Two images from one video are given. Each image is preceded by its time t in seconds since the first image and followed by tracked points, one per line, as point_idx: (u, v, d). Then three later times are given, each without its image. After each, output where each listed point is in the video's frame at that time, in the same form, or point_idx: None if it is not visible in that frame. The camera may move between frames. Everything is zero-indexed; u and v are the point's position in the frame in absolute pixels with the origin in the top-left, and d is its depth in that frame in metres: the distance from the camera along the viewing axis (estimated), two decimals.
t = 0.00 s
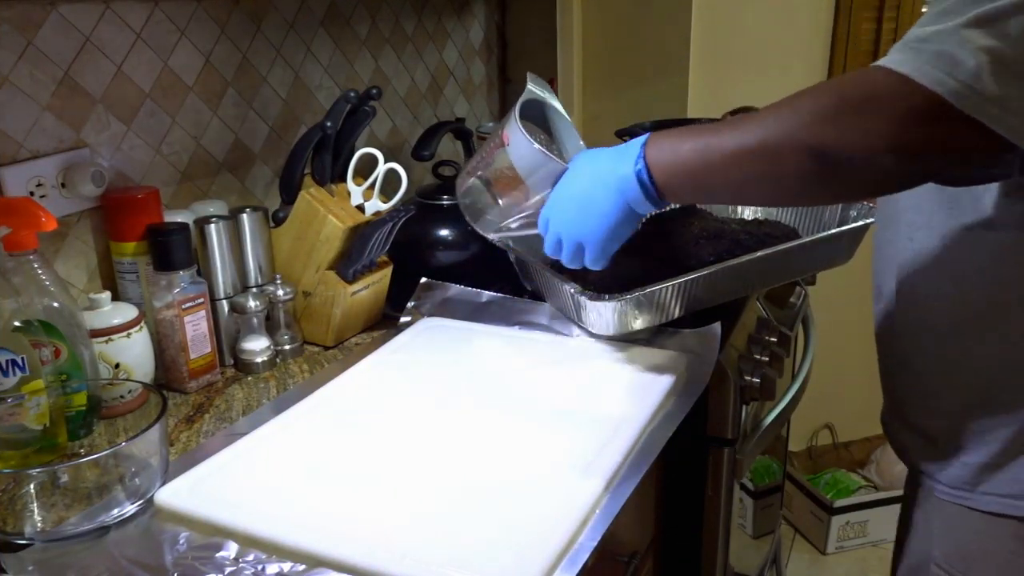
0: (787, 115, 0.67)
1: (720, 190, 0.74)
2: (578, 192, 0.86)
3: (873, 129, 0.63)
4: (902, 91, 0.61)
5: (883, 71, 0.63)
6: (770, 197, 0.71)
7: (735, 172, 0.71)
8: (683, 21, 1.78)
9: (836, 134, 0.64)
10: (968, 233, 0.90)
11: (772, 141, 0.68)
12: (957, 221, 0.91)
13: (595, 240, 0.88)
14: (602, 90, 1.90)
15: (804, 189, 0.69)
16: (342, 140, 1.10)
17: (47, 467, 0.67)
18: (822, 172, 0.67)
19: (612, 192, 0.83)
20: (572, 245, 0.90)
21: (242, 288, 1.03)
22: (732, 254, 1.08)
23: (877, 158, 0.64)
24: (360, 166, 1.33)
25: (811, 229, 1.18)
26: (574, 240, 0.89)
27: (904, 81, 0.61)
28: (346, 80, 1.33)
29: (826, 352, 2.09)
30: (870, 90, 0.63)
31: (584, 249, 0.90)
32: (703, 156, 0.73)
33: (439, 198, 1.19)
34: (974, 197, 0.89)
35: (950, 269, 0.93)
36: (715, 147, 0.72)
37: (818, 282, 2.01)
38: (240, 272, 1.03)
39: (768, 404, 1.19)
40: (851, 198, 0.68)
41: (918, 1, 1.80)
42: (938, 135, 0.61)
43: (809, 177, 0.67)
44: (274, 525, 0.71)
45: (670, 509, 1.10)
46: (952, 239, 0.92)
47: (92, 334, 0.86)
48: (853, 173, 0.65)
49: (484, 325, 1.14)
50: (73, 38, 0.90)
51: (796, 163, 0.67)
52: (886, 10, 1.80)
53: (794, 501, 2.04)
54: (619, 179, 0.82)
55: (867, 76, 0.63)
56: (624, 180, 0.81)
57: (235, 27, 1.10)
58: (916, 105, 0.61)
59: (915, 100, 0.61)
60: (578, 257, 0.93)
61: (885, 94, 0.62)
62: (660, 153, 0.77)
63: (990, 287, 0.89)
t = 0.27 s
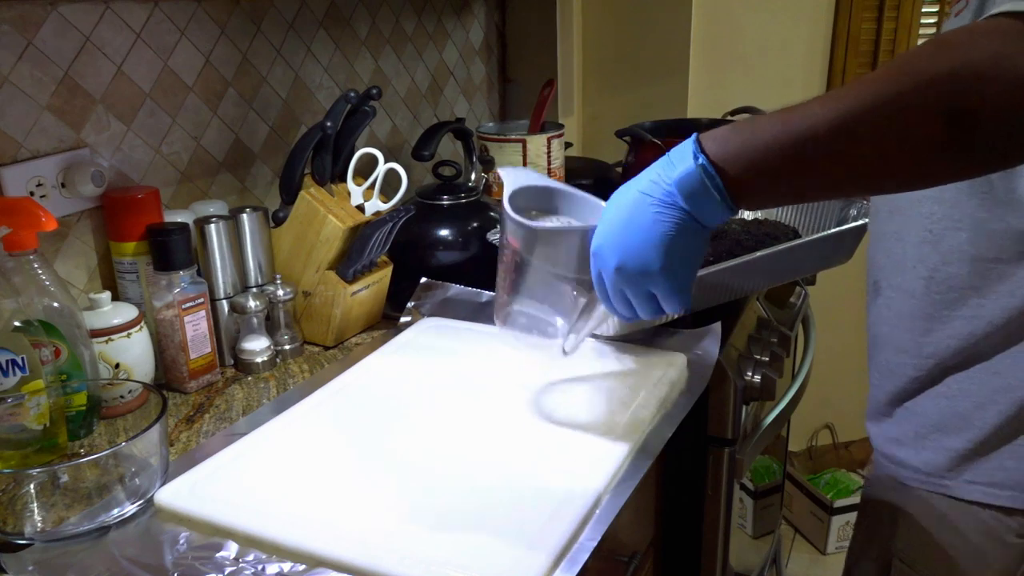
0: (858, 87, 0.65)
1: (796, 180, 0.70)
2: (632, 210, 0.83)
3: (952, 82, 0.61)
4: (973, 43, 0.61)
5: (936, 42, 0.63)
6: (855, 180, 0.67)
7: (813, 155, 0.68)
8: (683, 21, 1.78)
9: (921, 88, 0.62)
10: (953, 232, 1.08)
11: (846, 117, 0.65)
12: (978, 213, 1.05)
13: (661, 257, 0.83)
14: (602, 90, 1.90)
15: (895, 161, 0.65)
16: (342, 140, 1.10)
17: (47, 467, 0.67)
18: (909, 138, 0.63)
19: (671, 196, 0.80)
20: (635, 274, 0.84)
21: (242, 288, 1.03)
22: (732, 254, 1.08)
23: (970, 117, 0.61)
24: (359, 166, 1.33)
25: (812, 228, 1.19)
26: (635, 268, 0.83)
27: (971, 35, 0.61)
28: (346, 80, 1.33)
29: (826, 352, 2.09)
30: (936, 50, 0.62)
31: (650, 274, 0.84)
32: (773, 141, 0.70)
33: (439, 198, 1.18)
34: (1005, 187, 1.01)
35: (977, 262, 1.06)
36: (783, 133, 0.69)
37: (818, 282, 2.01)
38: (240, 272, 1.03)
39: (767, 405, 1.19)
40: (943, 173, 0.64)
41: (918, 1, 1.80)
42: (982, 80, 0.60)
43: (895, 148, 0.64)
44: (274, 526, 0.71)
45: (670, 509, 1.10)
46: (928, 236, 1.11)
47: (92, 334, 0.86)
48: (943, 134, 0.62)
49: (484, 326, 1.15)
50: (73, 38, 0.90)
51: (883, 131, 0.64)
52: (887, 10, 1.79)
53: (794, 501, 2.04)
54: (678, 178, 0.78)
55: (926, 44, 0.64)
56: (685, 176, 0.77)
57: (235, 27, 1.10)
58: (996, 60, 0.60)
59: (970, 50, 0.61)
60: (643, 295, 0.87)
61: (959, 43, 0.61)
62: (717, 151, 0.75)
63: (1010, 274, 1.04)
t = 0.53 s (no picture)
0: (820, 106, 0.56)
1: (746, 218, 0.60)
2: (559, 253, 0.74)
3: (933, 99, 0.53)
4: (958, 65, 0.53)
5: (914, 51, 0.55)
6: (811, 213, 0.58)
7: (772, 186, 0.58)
8: (683, 21, 1.78)
9: (894, 104, 0.53)
10: (915, 244, 0.89)
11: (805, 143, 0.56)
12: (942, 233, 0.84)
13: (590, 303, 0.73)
14: (602, 89, 1.90)
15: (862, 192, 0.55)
16: (342, 140, 1.10)
17: (47, 467, 0.67)
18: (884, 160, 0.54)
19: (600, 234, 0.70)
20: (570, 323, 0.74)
21: (242, 288, 1.03)
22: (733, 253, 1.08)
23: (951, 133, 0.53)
24: (360, 166, 1.33)
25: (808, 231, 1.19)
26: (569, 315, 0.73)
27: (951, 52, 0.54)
28: (346, 80, 1.33)
29: (827, 351, 2.09)
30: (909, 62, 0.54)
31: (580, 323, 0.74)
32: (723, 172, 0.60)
33: (439, 198, 1.19)
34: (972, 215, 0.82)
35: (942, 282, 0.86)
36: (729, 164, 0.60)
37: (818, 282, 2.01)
38: (240, 272, 1.03)
39: (766, 407, 1.19)
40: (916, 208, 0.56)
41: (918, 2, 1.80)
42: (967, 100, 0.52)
43: (861, 179, 0.55)
44: (274, 526, 0.71)
45: (670, 509, 1.10)
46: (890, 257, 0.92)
47: (92, 334, 0.86)
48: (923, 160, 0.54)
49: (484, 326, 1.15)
50: (73, 39, 0.90)
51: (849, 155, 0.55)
52: (886, 11, 1.80)
53: (794, 501, 2.04)
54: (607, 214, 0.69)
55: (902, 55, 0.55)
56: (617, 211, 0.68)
57: (235, 27, 1.10)
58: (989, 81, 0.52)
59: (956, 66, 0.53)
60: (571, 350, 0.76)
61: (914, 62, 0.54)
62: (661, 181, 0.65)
63: (975, 302, 0.84)
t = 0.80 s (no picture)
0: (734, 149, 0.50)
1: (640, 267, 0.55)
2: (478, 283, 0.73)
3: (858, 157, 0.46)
4: (901, 120, 0.45)
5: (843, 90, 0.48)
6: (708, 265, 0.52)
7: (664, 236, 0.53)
8: (683, 21, 1.78)
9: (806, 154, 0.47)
10: (890, 294, 0.84)
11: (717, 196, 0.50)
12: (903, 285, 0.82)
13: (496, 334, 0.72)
14: (602, 89, 1.89)
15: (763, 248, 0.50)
16: (342, 140, 1.10)
17: (47, 467, 0.67)
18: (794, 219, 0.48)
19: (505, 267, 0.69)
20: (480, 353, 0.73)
21: (242, 288, 1.03)
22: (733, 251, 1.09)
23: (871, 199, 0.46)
24: (360, 166, 1.33)
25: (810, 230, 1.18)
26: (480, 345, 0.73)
27: (881, 102, 0.45)
28: (346, 80, 1.33)
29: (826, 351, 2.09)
30: (841, 109, 0.47)
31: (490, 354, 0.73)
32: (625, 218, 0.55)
33: (439, 198, 1.18)
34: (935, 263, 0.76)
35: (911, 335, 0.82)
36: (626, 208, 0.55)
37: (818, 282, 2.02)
38: (240, 272, 1.03)
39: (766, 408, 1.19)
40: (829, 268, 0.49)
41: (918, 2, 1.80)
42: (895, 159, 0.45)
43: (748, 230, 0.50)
44: (274, 526, 0.71)
45: (671, 509, 1.10)
46: (865, 299, 0.89)
47: (92, 334, 0.86)
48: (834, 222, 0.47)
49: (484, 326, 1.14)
50: (72, 39, 0.90)
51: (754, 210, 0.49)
52: (886, 10, 1.80)
53: (794, 501, 2.04)
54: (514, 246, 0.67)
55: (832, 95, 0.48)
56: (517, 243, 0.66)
57: (235, 27, 1.10)
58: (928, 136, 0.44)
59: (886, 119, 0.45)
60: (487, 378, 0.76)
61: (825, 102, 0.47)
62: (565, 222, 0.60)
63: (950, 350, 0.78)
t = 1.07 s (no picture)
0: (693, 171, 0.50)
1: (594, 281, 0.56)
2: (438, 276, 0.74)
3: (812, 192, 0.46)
4: (860, 164, 0.45)
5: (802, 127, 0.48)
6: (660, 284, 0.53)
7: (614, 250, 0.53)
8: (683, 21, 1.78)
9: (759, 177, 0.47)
10: (875, 324, 0.79)
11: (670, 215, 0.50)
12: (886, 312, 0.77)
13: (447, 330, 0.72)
14: (601, 89, 1.90)
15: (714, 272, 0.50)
16: (342, 140, 1.10)
17: (47, 467, 0.67)
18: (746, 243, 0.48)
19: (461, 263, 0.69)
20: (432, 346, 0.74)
21: (242, 288, 1.03)
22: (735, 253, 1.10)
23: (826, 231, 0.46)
24: (360, 166, 1.33)
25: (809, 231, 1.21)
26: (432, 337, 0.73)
27: (843, 144, 0.45)
28: (346, 80, 1.33)
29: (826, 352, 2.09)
30: (799, 144, 0.47)
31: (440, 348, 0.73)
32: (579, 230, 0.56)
33: (439, 198, 1.18)
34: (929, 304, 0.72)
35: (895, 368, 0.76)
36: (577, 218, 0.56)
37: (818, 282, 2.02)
38: (240, 272, 1.03)
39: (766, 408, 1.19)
40: (782, 305, 0.49)
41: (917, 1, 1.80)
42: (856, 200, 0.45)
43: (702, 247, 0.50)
44: (274, 526, 0.71)
45: (671, 508, 1.11)
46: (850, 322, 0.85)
47: (92, 334, 0.86)
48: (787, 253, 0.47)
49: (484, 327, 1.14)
50: (72, 38, 0.90)
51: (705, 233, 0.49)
52: (886, 10, 1.79)
53: (794, 501, 2.04)
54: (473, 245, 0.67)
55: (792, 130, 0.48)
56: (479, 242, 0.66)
57: (234, 27, 1.10)
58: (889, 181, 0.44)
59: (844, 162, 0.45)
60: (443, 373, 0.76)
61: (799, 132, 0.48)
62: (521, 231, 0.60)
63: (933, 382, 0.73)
